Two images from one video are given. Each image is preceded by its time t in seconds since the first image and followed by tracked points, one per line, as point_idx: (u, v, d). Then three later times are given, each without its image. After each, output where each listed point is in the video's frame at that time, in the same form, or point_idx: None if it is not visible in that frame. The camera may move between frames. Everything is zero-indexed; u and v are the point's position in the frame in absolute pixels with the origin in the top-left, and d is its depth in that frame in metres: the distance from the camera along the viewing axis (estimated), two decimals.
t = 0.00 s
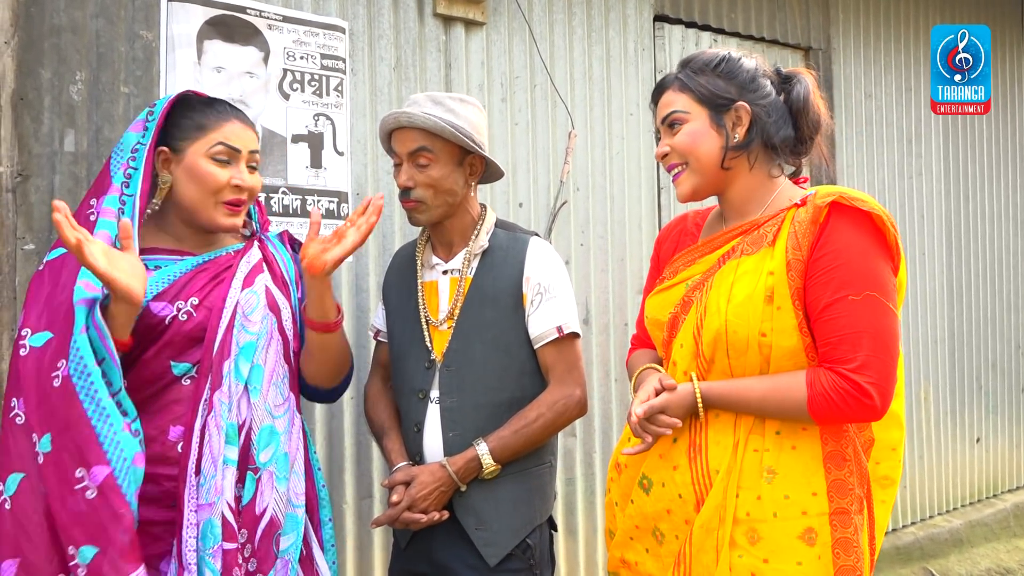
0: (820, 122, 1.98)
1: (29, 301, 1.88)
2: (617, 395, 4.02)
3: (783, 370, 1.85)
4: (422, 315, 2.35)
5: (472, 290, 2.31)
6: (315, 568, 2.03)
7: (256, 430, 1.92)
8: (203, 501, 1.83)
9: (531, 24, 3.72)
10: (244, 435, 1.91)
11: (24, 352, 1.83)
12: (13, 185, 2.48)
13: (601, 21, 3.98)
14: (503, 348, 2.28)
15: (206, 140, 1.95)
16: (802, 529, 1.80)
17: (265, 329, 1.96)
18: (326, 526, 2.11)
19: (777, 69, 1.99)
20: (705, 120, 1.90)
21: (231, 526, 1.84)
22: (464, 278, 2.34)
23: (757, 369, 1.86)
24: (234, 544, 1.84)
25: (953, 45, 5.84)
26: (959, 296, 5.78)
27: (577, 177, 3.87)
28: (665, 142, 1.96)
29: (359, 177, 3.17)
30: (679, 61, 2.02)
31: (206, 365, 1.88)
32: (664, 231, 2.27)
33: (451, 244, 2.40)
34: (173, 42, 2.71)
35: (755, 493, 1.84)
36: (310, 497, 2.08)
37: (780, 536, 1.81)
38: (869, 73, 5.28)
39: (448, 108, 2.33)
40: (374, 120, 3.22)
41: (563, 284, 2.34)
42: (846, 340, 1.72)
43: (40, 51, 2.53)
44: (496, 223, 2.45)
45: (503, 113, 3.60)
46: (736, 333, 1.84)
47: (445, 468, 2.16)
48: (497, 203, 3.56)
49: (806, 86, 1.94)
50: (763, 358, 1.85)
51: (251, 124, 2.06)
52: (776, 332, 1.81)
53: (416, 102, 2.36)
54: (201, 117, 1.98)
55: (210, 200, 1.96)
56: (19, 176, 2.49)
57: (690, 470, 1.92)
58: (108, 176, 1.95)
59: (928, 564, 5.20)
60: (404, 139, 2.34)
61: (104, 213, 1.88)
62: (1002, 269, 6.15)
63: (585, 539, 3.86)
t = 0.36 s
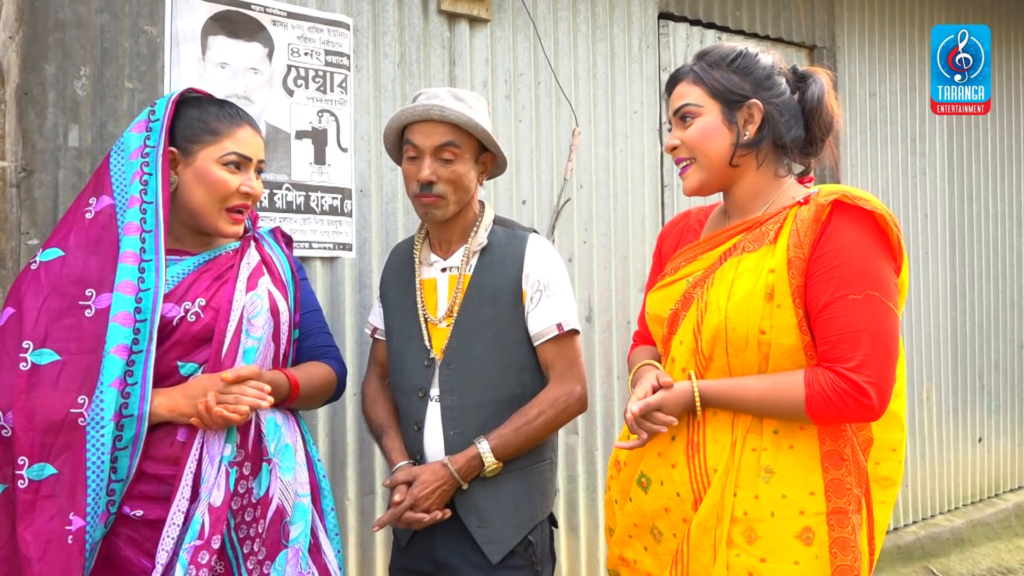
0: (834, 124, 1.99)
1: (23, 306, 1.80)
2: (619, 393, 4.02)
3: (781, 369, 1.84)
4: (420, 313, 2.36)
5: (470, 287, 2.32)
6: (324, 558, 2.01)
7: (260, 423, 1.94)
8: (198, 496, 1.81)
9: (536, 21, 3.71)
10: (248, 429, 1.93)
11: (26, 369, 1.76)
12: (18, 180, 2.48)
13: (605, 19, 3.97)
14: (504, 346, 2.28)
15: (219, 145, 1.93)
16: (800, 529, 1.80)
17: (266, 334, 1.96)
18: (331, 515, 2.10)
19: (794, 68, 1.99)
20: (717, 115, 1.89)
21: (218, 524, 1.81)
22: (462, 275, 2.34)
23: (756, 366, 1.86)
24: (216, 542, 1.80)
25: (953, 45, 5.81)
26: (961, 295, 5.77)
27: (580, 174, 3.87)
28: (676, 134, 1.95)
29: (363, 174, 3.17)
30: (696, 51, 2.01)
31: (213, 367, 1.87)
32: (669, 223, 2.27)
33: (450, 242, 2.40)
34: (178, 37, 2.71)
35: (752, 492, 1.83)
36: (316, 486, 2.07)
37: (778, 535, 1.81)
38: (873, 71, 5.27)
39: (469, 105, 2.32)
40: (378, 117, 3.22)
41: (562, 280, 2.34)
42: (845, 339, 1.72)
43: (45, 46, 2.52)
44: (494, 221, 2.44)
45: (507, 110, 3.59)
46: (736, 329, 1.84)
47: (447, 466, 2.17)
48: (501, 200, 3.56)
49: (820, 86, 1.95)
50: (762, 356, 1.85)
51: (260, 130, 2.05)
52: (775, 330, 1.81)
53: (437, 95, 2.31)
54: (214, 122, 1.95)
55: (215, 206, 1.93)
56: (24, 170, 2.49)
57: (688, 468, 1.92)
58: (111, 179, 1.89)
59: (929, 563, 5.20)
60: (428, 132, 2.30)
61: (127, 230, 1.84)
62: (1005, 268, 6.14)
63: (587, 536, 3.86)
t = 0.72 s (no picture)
0: (837, 128, 1.97)
1: (31, 310, 1.76)
2: (619, 392, 4.02)
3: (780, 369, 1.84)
4: (418, 313, 2.34)
5: (470, 288, 2.31)
6: (326, 558, 2.04)
7: (273, 426, 1.98)
8: (222, 505, 1.83)
9: (537, 20, 3.71)
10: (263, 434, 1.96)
11: (49, 375, 1.73)
12: (20, 178, 2.48)
13: (607, 18, 3.97)
14: (507, 346, 2.28)
15: (206, 133, 1.91)
16: (799, 528, 1.80)
17: (275, 332, 1.98)
18: (329, 513, 2.11)
19: (800, 68, 1.97)
20: (720, 123, 1.89)
21: (249, 528, 1.85)
22: (462, 275, 2.34)
23: (755, 365, 1.86)
24: (250, 546, 1.84)
25: (955, 44, 5.83)
26: (961, 296, 5.78)
27: (581, 174, 3.87)
28: (677, 138, 1.95)
29: (365, 173, 3.17)
30: (702, 51, 2.00)
31: (223, 370, 1.88)
32: (672, 224, 2.27)
33: (447, 242, 2.39)
34: (180, 36, 2.71)
35: (751, 491, 1.83)
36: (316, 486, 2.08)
37: (777, 534, 1.81)
38: (874, 72, 5.27)
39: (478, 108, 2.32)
40: (380, 116, 3.22)
41: (561, 279, 2.34)
42: (845, 338, 1.72)
43: (48, 43, 2.52)
44: (491, 220, 2.44)
45: (508, 109, 3.59)
46: (735, 328, 1.84)
47: (454, 467, 2.17)
48: (502, 200, 3.56)
49: (825, 90, 1.93)
50: (761, 355, 1.84)
51: (247, 115, 2.02)
52: (775, 328, 1.80)
53: (448, 97, 2.29)
54: (200, 110, 1.93)
55: (207, 195, 1.91)
56: (26, 168, 2.49)
57: (688, 467, 1.92)
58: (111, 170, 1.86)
59: (928, 563, 5.21)
60: (442, 135, 2.28)
61: (132, 223, 1.82)
62: (1004, 269, 6.14)
63: (586, 536, 3.87)
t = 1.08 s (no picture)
0: (835, 114, 1.95)
1: (49, 278, 1.76)
2: (619, 392, 4.02)
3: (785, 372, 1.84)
4: (433, 314, 2.30)
5: (491, 287, 2.30)
6: (322, 563, 2.04)
7: (276, 432, 1.92)
8: (228, 505, 1.81)
9: (538, 20, 3.71)
10: (266, 437, 1.91)
11: (58, 333, 1.71)
12: (21, 177, 2.47)
13: (607, 18, 3.97)
14: (509, 346, 2.28)
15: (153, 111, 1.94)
16: (803, 530, 1.80)
17: (287, 331, 1.97)
18: (328, 519, 2.12)
19: (790, 61, 1.95)
20: (720, 129, 1.88)
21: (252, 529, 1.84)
22: (481, 275, 2.33)
23: (760, 369, 1.86)
24: (254, 546, 1.85)
25: (954, 44, 5.83)
26: (959, 297, 5.79)
27: (581, 174, 3.87)
28: (679, 148, 1.94)
29: (365, 173, 3.16)
30: (694, 56, 1.97)
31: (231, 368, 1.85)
32: (676, 224, 2.27)
33: (463, 241, 2.37)
34: (181, 35, 2.70)
35: (756, 493, 1.84)
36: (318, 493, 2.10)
37: (781, 536, 1.81)
38: (873, 73, 5.28)
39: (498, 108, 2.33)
40: (380, 116, 3.22)
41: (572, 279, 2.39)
42: (850, 343, 1.72)
43: (49, 42, 2.52)
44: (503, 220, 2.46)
45: (508, 109, 3.59)
46: (740, 331, 1.84)
47: (485, 467, 2.16)
48: (503, 200, 3.56)
49: (819, 79, 1.90)
50: (766, 358, 1.85)
51: (212, 87, 2.00)
52: (780, 332, 1.81)
53: (471, 96, 2.29)
54: (157, 95, 1.97)
55: (165, 168, 1.90)
56: (27, 167, 2.49)
57: (692, 469, 1.92)
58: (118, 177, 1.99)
59: (926, 563, 5.22)
60: (470, 134, 2.27)
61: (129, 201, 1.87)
62: (1002, 269, 6.16)
63: (586, 535, 3.87)
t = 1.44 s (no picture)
0: (841, 112, 1.96)
1: (57, 291, 1.74)
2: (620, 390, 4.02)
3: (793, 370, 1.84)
4: (475, 309, 2.32)
5: (532, 282, 2.33)
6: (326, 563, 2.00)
7: (275, 428, 1.93)
8: (238, 505, 1.80)
9: (541, 17, 3.71)
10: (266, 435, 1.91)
11: (74, 355, 1.71)
12: (23, 173, 2.46)
13: (610, 16, 3.97)
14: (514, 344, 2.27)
15: (233, 129, 1.89)
16: (810, 528, 1.80)
17: (292, 337, 1.95)
18: (329, 517, 2.09)
19: (800, 58, 1.96)
20: (733, 125, 1.88)
21: (264, 529, 1.82)
22: (522, 270, 2.35)
23: (767, 366, 1.86)
24: (265, 547, 1.81)
25: (954, 44, 5.84)
26: (958, 296, 5.80)
27: (584, 172, 3.86)
28: (691, 144, 1.93)
29: (368, 170, 3.15)
30: (703, 53, 1.98)
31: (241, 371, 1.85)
32: (682, 222, 2.26)
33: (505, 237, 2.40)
34: (185, 30, 2.70)
35: (762, 491, 1.83)
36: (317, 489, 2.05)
37: (788, 534, 1.81)
38: (873, 72, 5.28)
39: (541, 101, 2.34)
40: (384, 113, 3.21)
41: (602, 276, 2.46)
42: (858, 341, 1.72)
43: (52, 37, 2.50)
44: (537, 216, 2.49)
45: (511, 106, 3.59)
46: (748, 328, 1.84)
47: (535, 459, 2.18)
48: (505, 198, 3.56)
49: (829, 76, 1.91)
50: (774, 356, 1.84)
51: (277, 109, 2.00)
52: (787, 330, 1.81)
53: (521, 91, 2.29)
54: (226, 105, 1.91)
55: (238, 194, 1.89)
56: (30, 163, 2.48)
57: (698, 466, 1.92)
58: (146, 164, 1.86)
59: (924, 562, 5.23)
60: (520, 130, 2.28)
61: (170, 217, 1.80)
62: (1001, 269, 6.17)
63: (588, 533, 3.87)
